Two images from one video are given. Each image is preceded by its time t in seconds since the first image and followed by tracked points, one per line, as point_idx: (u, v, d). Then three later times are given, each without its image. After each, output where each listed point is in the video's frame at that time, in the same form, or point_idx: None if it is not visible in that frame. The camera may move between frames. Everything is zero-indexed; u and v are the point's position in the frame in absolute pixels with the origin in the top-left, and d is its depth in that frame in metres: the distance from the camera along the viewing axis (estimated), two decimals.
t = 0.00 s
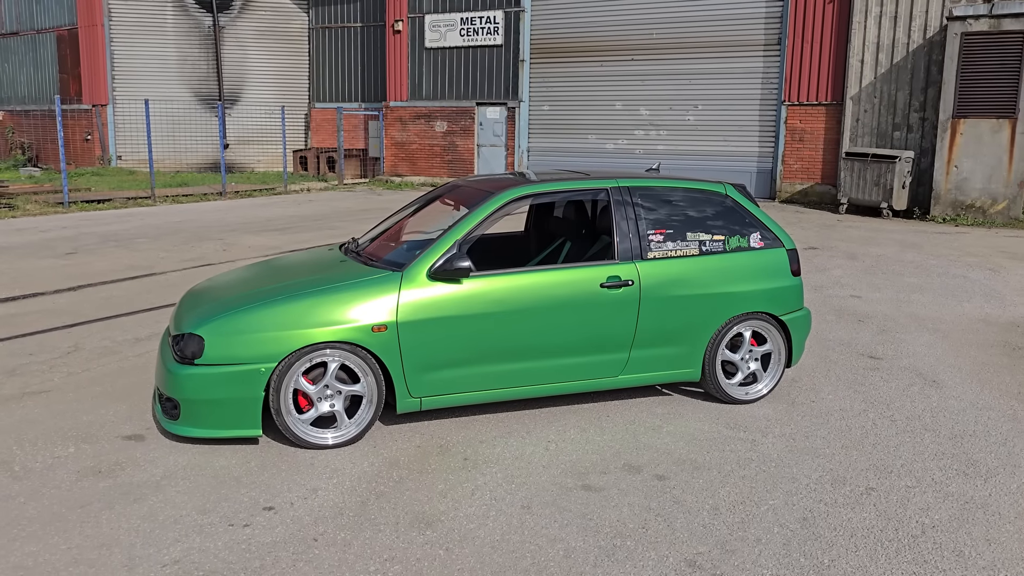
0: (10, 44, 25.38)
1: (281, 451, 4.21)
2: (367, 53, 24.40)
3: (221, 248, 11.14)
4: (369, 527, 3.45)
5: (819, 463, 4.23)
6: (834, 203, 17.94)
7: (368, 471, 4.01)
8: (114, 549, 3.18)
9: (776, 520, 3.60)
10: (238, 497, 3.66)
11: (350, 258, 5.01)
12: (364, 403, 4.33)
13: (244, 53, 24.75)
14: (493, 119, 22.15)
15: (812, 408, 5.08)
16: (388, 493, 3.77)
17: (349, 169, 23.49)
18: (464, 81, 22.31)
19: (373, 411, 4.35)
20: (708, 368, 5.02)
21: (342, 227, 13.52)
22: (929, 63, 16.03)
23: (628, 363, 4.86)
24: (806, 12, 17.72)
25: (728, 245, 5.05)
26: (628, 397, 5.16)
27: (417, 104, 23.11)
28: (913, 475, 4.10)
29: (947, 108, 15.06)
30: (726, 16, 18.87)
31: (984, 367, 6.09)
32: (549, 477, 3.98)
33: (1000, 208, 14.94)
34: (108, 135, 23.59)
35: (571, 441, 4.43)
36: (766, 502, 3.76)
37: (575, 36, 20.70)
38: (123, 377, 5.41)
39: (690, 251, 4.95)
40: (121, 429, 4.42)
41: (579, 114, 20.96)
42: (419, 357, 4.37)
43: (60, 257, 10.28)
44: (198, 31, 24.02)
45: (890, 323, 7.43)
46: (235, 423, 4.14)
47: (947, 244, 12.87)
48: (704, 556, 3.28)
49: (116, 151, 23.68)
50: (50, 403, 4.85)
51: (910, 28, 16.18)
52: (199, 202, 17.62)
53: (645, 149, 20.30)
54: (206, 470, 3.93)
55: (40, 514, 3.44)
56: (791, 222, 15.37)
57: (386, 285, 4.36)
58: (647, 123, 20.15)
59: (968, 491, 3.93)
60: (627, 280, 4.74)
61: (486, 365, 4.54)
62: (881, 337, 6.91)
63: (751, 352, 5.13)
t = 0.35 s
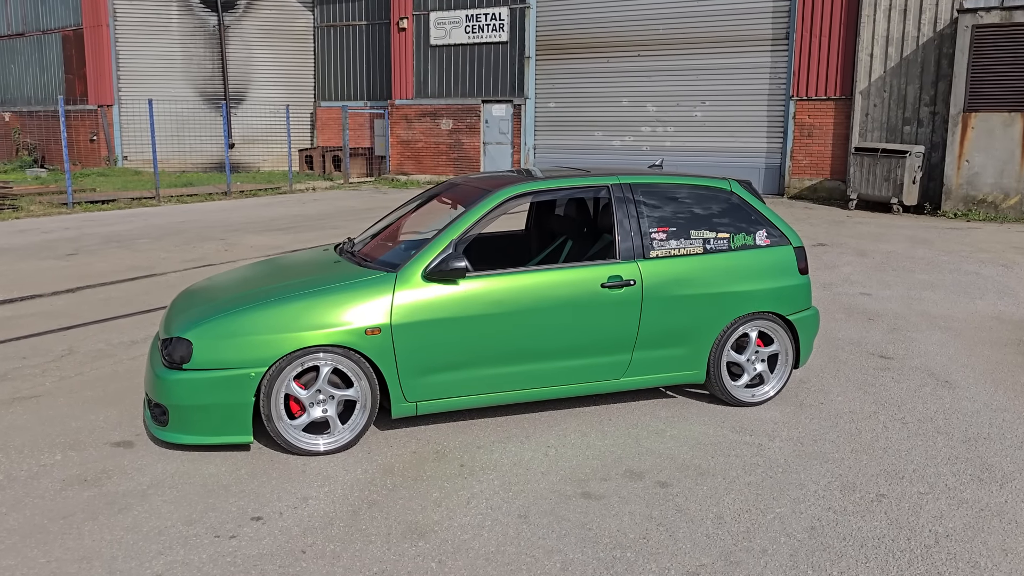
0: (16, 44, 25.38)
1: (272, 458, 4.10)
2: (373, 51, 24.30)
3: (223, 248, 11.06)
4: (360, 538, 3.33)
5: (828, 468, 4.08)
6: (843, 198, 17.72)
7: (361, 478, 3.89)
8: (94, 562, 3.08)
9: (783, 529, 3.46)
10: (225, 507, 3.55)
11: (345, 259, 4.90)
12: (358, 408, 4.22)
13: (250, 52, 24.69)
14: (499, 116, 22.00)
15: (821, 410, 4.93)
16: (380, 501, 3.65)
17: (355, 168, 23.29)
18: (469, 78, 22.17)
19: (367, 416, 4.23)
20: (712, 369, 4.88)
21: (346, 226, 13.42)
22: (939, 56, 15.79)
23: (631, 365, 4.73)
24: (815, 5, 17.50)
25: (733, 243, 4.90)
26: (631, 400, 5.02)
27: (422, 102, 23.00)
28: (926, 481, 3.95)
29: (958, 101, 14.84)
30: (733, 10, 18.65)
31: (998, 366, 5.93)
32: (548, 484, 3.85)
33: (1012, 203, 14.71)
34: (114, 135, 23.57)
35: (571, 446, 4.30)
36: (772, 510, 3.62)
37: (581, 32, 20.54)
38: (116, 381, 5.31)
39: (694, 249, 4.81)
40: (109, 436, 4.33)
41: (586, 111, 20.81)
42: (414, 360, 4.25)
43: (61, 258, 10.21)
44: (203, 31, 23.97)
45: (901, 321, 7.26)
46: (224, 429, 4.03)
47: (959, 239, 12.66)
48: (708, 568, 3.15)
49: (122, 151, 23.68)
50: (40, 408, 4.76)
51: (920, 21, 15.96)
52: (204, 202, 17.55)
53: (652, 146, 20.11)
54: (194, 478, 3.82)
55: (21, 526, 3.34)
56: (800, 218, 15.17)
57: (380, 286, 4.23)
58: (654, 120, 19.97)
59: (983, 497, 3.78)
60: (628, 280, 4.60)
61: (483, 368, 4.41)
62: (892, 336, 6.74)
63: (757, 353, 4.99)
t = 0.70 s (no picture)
0: (26, 46, 25.44)
1: (267, 467, 4.01)
2: (381, 49, 24.21)
3: (229, 249, 11.00)
4: (354, 553, 3.22)
5: (842, 478, 3.94)
6: (856, 195, 17.49)
7: (358, 489, 3.79)
8: None
9: (794, 543, 3.32)
10: (217, 520, 3.46)
11: (343, 262, 4.79)
12: (355, 416, 4.11)
13: (258, 51, 24.64)
14: (508, 114, 21.86)
15: (833, 415, 4.78)
16: (377, 513, 3.55)
17: (363, 167, 23.37)
18: (478, 76, 22.04)
19: (365, 424, 4.12)
20: (721, 374, 4.74)
21: (353, 226, 13.34)
22: (954, 50, 15.50)
23: (637, 371, 4.59)
24: None
25: (743, 244, 4.76)
26: (637, 405, 4.89)
27: (430, 100, 22.88)
28: (943, 491, 3.80)
29: (973, 96, 14.59)
30: (744, 5, 18.42)
31: (1017, 369, 5.75)
32: (550, 495, 3.73)
33: None
34: (123, 136, 23.60)
35: (575, 455, 4.18)
36: (783, 523, 3.48)
37: (590, 29, 20.37)
38: (114, 387, 5.24)
39: (702, 250, 4.66)
40: (103, 445, 4.27)
41: (595, 108, 20.65)
42: (413, 367, 4.14)
43: (66, 260, 10.16)
44: (211, 31, 23.95)
45: (916, 322, 7.08)
46: (219, 438, 3.93)
47: (975, 236, 12.43)
48: None
49: (132, 151, 23.70)
50: (35, 416, 4.70)
51: (934, 15, 15.68)
52: (212, 202, 17.51)
53: (662, 143, 19.93)
54: (187, 490, 3.74)
55: (8, 540, 3.27)
56: (812, 216, 14.97)
57: (378, 291, 4.12)
58: (663, 117, 19.79)
59: (1004, 508, 3.63)
60: (634, 282, 4.47)
61: (485, 374, 4.29)
62: (907, 337, 6.58)
63: (768, 357, 4.84)
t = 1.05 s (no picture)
0: (35, 43, 25.46)
1: (272, 470, 3.93)
2: (389, 44, 24.12)
3: (237, 246, 10.94)
4: (359, 560, 3.13)
5: (862, 481, 3.82)
6: (870, 188, 17.26)
7: (364, 493, 3.70)
8: None
9: (814, 550, 3.21)
10: (220, 526, 3.38)
11: (348, 260, 4.69)
12: (361, 418, 4.02)
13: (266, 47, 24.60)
14: (517, 108, 21.71)
15: (852, 415, 4.66)
16: (383, 519, 3.46)
17: (373, 163, 23.12)
18: (487, 71, 21.90)
19: (371, 426, 4.03)
20: (736, 373, 4.62)
21: (361, 222, 13.26)
22: (969, 42, 15.24)
23: (649, 371, 4.48)
24: None
25: (758, 240, 4.63)
26: (650, 405, 4.78)
27: (439, 95, 22.76)
28: (967, 494, 3.68)
29: (989, 88, 14.35)
30: None
31: None
32: (561, 499, 3.63)
33: None
34: (132, 132, 23.61)
35: (586, 457, 4.08)
36: (802, 529, 3.37)
37: (599, 22, 20.20)
38: (118, 387, 5.17)
39: (716, 247, 4.54)
40: (105, 447, 4.20)
41: (604, 102, 20.49)
42: (420, 367, 4.04)
43: (73, 257, 10.12)
44: (220, 26, 23.91)
45: (934, 318, 6.93)
46: (222, 440, 3.85)
47: (993, 230, 12.23)
48: None
49: (141, 148, 23.71)
50: (38, 417, 4.64)
51: (948, 5, 15.42)
52: (222, 199, 17.47)
53: (673, 137, 19.76)
54: (190, 494, 3.67)
55: (5, 548, 3.21)
56: (825, 209, 14.78)
57: (384, 290, 4.02)
58: (674, 110, 19.62)
59: None
60: (646, 280, 4.35)
61: (493, 375, 4.19)
62: (926, 334, 6.43)
63: (784, 356, 4.72)
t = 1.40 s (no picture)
0: (33, 40, 25.31)
1: (280, 476, 3.82)
2: (389, 42, 24.00)
3: (238, 245, 10.81)
4: (372, 571, 3.03)
5: (886, 487, 3.72)
6: (873, 187, 17.15)
7: (374, 500, 3.59)
8: None
9: (841, 560, 3.11)
10: (227, 535, 3.28)
11: (356, 260, 4.58)
12: (371, 423, 3.91)
13: (265, 45, 24.46)
14: (517, 107, 21.60)
15: (871, 419, 4.56)
16: (396, 527, 3.36)
17: (372, 161, 22.91)
18: (487, 69, 21.77)
19: (381, 431, 3.93)
20: (753, 376, 4.52)
21: (363, 221, 13.14)
22: (973, 39, 15.13)
23: (664, 373, 4.38)
24: None
25: (775, 240, 4.53)
26: (664, 409, 4.68)
27: (440, 93, 22.64)
28: (995, 502, 3.58)
29: (994, 86, 14.25)
30: None
31: None
32: (578, 507, 3.53)
33: None
34: (131, 130, 23.47)
35: (601, 462, 3.98)
36: (828, 538, 3.27)
37: (601, 20, 20.08)
38: (120, 389, 5.06)
39: (732, 247, 4.44)
40: (108, 452, 4.09)
41: (606, 100, 20.39)
42: (430, 371, 3.93)
43: (73, 256, 9.99)
44: (219, 24, 23.77)
45: (947, 319, 6.83)
46: (227, 446, 3.75)
47: (999, 229, 12.15)
48: None
49: (140, 146, 23.56)
50: (38, 420, 4.53)
51: (952, 3, 15.29)
52: (221, 198, 17.33)
53: (675, 135, 19.66)
54: (195, 501, 3.57)
55: (6, 558, 3.11)
56: (830, 208, 14.67)
57: (394, 291, 3.92)
58: (676, 108, 19.50)
59: None
60: (662, 281, 4.25)
61: (506, 378, 4.09)
62: (940, 335, 6.33)
63: (801, 358, 4.62)
